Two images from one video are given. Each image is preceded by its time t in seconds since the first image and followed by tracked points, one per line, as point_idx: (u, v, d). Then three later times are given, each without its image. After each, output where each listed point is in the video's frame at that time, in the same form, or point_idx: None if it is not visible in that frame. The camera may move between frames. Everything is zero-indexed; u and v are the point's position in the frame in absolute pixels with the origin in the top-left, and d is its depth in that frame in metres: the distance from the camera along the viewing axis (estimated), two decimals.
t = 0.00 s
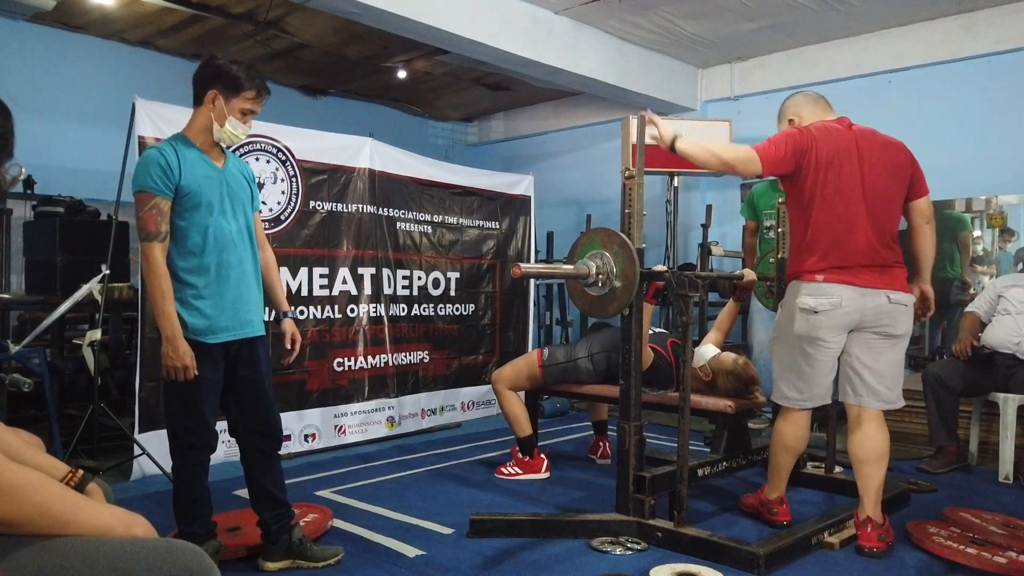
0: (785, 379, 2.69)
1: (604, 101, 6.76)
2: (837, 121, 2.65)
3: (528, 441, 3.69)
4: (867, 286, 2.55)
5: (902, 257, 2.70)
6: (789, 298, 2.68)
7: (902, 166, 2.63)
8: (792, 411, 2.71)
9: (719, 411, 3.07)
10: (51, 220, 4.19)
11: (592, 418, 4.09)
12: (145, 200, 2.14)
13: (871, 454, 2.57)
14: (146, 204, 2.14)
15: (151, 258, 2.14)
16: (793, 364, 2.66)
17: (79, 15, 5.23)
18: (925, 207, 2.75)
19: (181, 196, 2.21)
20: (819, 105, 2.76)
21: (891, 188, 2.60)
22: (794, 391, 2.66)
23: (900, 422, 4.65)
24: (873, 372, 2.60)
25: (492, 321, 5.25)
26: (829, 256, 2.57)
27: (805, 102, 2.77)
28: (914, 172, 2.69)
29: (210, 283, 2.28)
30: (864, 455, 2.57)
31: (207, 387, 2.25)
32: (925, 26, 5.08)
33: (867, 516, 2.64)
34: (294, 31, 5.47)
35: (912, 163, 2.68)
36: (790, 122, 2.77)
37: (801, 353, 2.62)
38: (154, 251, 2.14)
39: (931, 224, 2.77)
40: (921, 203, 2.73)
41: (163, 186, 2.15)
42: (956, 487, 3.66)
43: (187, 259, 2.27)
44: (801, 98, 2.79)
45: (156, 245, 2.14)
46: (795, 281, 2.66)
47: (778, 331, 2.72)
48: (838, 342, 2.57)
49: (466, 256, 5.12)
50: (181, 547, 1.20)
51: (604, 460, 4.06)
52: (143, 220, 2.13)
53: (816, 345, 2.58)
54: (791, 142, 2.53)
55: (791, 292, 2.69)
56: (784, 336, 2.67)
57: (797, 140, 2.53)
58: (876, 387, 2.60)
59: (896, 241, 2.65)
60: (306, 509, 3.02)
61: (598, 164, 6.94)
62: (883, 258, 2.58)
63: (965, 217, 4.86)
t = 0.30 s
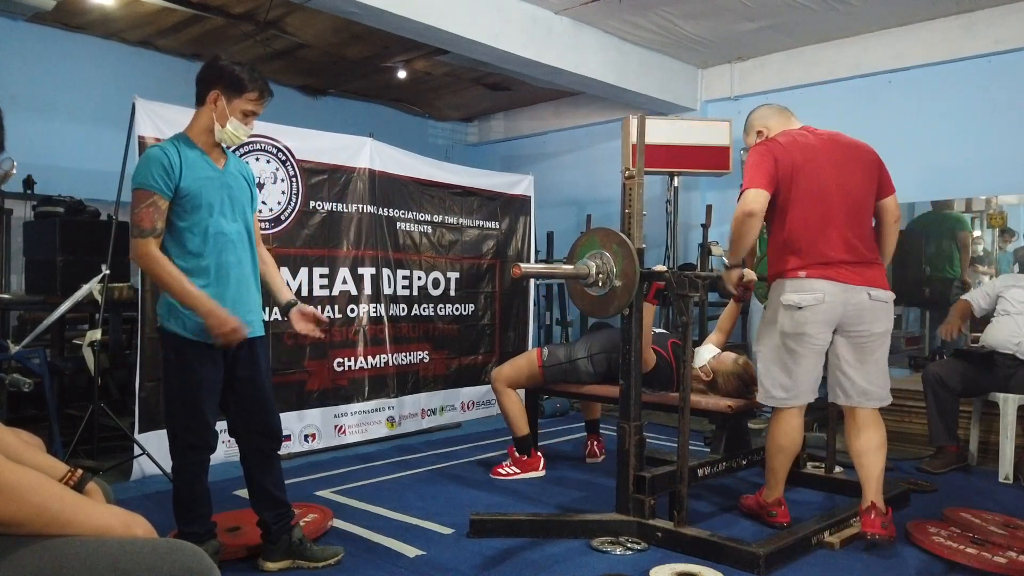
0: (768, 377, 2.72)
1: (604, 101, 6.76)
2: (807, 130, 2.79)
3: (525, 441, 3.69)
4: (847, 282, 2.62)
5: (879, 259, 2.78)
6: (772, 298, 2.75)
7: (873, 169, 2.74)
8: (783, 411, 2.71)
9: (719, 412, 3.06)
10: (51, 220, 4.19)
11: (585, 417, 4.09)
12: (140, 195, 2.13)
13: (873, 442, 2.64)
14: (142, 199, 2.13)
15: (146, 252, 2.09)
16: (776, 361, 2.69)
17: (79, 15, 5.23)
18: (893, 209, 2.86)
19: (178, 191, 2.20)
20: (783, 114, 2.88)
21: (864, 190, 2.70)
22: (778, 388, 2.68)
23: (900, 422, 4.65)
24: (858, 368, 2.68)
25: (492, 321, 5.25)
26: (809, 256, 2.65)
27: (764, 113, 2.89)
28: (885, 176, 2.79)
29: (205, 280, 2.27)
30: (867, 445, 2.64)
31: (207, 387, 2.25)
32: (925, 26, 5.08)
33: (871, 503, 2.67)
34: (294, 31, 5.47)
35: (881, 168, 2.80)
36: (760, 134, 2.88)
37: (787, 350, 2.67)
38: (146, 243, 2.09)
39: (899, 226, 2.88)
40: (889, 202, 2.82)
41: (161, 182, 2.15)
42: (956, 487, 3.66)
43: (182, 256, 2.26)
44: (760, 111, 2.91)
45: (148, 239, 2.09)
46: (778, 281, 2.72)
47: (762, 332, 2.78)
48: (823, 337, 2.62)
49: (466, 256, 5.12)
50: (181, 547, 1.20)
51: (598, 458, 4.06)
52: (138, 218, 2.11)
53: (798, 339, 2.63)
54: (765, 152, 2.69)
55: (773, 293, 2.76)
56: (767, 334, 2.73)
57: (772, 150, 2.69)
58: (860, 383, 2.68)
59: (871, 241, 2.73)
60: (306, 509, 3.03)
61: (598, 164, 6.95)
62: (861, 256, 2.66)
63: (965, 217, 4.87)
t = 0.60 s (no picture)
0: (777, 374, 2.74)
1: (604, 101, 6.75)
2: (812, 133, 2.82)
3: (518, 441, 3.67)
4: (861, 282, 2.63)
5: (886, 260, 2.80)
6: (785, 297, 2.74)
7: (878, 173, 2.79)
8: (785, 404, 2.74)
9: (719, 412, 3.05)
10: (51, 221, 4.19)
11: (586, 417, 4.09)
12: (160, 193, 2.13)
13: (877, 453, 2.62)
14: (159, 197, 2.13)
15: (186, 249, 2.12)
16: (786, 360, 2.71)
17: (79, 15, 5.23)
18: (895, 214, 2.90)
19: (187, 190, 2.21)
20: (786, 118, 2.89)
21: (871, 191, 2.73)
22: (788, 386, 2.70)
23: (900, 422, 4.66)
24: (868, 370, 2.66)
25: (492, 321, 5.25)
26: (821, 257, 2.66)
27: (769, 118, 2.90)
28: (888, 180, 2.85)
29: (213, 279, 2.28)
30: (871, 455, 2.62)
31: (207, 387, 2.25)
32: (925, 26, 5.08)
33: (872, 512, 2.71)
34: (294, 31, 5.47)
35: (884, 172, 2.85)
36: (768, 138, 2.88)
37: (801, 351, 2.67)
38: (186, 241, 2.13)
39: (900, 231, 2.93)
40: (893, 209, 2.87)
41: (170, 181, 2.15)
42: (956, 486, 3.66)
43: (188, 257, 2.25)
44: (765, 117, 2.92)
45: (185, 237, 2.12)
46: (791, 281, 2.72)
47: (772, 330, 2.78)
48: (837, 337, 2.63)
49: (466, 256, 5.12)
50: (181, 546, 1.20)
51: (596, 459, 4.05)
52: (168, 215, 2.12)
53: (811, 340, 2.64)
54: (776, 153, 2.69)
55: (784, 292, 2.77)
56: (778, 333, 2.73)
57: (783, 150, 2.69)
58: (867, 383, 2.65)
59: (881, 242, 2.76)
60: (306, 508, 3.03)
61: (598, 164, 6.95)
62: (873, 256, 2.68)
63: (965, 217, 4.87)
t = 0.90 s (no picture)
0: (776, 374, 2.75)
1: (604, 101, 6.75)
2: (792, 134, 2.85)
3: (518, 439, 3.67)
4: (855, 279, 2.66)
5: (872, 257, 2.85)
6: (780, 298, 2.75)
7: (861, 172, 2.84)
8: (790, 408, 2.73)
9: (719, 412, 3.05)
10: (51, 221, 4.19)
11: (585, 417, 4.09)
12: (164, 193, 2.12)
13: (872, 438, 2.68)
14: (163, 196, 2.12)
15: (188, 252, 2.12)
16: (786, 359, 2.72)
17: (79, 15, 5.23)
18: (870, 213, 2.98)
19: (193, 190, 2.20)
20: (762, 118, 2.92)
21: (859, 190, 2.77)
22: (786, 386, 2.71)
23: (901, 422, 4.65)
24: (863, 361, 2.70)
25: (492, 321, 5.25)
26: (815, 258, 2.68)
27: (744, 121, 2.93)
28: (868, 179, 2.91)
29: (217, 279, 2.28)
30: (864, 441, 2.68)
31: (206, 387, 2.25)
32: (925, 26, 5.07)
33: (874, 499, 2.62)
34: (295, 31, 5.48)
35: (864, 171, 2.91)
36: (749, 140, 2.91)
37: (800, 349, 2.68)
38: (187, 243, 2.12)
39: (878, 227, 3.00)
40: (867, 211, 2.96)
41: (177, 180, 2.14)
42: (956, 487, 3.66)
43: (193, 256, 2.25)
44: (740, 120, 2.95)
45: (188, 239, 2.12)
46: (787, 279, 2.73)
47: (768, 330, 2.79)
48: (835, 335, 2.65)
49: (466, 256, 5.12)
50: (181, 547, 1.20)
51: (594, 458, 4.05)
52: (167, 217, 2.11)
53: (810, 337, 2.66)
54: (764, 157, 2.71)
55: (778, 292, 2.78)
56: (775, 333, 2.74)
57: (771, 154, 2.71)
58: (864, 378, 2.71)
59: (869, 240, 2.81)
60: (306, 509, 3.03)
61: (598, 164, 6.95)
62: (866, 254, 2.72)
63: (965, 217, 4.86)
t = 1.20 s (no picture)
0: (776, 375, 2.75)
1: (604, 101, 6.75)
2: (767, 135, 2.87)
3: (518, 439, 3.67)
4: (852, 277, 2.75)
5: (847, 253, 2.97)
6: (782, 297, 2.76)
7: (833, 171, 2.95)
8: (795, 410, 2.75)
9: (719, 412, 3.06)
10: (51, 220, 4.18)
11: (585, 417, 4.09)
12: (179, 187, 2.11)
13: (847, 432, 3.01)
14: (180, 192, 2.11)
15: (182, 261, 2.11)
16: (787, 358, 2.73)
17: (79, 15, 5.23)
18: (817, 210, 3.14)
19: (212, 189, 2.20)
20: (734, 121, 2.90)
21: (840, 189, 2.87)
22: (789, 386, 2.72)
23: (900, 423, 4.65)
24: (841, 353, 2.88)
25: (492, 321, 5.25)
26: (814, 259, 2.72)
27: (716, 126, 2.90)
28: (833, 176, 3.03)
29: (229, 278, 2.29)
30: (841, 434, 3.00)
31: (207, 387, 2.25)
32: (925, 26, 5.07)
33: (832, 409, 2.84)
34: (295, 31, 5.48)
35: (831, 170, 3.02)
36: (727, 145, 2.88)
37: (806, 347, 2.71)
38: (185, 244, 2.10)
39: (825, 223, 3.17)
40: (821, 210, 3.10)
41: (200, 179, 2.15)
42: (956, 487, 3.66)
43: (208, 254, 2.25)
44: (711, 125, 2.92)
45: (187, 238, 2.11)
46: (787, 278, 2.75)
47: (764, 332, 2.80)
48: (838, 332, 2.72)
49: (466, 256, 5.12)
50: (182, 547, 1.21)
51: (592, 459, 4.05)
52: (180, 217, 2.10)
53: (814, 334, 2.71)
54: (755, 162, 2.73)
55: (774, 294, 2.80)
56: (777, 333, 2.75)
57: (762, 159, 2.73)
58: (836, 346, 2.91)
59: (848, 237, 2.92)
60: (306, 509, 3.03)
61: (598, 164, 6.95)
62: (854, 251, 2.81)
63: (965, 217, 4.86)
